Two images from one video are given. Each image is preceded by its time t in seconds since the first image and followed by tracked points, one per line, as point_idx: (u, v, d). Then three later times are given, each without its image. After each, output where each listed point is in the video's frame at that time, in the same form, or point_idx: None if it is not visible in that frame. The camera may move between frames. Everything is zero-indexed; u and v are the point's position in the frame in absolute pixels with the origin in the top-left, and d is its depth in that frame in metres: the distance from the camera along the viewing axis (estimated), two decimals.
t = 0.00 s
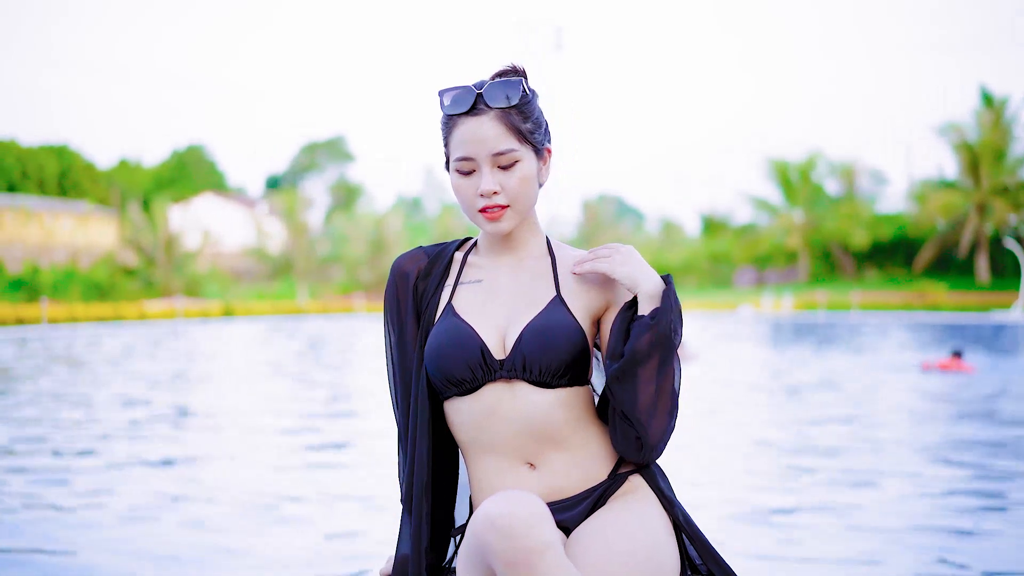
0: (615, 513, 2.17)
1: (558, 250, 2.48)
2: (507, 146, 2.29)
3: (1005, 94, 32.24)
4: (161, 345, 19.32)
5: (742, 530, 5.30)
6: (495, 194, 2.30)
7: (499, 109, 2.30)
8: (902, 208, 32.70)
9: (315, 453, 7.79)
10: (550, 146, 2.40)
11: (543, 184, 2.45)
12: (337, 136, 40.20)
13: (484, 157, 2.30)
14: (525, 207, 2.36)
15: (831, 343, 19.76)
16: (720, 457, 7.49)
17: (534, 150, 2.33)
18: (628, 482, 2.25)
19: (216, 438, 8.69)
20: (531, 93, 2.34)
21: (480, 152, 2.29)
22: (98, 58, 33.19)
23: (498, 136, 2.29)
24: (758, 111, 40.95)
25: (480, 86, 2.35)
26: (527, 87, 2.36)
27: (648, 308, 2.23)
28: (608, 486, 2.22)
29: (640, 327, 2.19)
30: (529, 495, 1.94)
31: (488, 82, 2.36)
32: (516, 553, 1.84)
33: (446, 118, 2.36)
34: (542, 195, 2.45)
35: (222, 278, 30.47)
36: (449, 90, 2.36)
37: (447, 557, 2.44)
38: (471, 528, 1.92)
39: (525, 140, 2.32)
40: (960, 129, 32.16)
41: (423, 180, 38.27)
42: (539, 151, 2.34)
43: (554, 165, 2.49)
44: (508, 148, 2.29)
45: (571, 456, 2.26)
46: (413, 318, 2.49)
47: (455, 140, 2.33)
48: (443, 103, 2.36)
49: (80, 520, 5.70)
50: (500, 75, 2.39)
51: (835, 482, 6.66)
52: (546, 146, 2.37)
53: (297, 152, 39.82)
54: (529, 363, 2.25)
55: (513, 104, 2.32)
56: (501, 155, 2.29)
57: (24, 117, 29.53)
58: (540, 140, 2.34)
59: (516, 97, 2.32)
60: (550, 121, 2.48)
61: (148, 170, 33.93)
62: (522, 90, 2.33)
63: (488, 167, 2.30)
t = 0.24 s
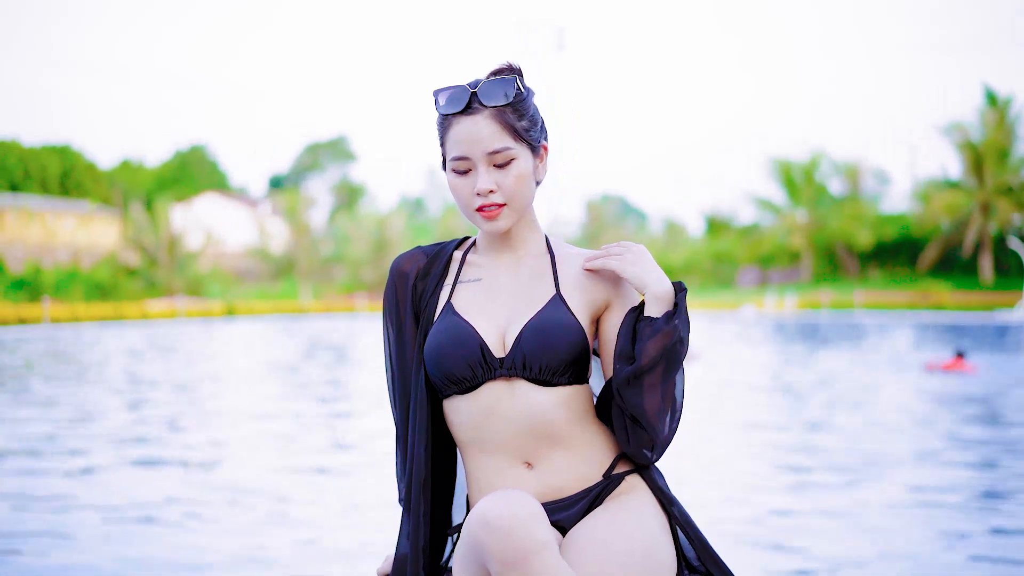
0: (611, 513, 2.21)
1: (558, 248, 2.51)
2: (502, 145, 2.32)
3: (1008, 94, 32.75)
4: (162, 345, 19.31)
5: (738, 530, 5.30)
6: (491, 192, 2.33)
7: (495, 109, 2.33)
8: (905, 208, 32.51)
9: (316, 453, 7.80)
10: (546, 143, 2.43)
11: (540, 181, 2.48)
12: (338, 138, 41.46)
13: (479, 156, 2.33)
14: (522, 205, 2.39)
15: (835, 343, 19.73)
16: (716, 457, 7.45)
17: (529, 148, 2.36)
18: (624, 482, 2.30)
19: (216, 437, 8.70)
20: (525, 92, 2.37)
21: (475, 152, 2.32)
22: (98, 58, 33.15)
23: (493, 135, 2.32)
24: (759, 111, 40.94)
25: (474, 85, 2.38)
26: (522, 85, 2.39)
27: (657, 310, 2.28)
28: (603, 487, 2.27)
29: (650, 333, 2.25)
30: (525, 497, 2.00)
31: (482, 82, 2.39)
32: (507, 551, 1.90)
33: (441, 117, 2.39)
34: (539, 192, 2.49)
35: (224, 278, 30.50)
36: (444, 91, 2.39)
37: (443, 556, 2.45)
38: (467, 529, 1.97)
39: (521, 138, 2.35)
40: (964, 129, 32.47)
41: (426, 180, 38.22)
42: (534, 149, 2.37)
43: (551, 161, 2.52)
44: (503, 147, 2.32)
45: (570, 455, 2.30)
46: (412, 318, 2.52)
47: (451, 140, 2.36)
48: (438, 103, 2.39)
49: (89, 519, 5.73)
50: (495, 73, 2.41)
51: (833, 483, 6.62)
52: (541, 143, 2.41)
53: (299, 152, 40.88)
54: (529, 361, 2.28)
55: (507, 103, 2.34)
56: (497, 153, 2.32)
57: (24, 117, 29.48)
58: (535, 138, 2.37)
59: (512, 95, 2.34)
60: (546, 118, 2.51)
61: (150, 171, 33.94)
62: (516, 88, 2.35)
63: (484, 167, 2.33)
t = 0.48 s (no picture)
0: (607, 513, 2.21)
1: (559, 247, 2.51)
2: (498, 144, 2.32)
3: (1011, 94, 32.02)
4: (163, 345, 19.32)
5: (739, 531, 5.28)
6: (490, 192, 2.33)
7: (491, 107, 2.33)
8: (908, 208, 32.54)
9: (317, 454, 7.79)
10: (544, 141, 2.43)
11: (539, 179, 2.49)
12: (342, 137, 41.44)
13: (476, 157, 2.33)
14: (520, 203, 2.39)
15: (837, 343, 19.73)
16: (712, 458, 7.42)
17: (526, 146, 2.36)
18: (624, 481, 2.30)
19: (219, 437, 8.69)
20: (521, 90, 2.37)
21: (472, 152, 2.33)
22: (97, 58, 32.97)
23: (490, 134, 2.33)
24: (757, 112, 41.01)
25: (471, 86, 2.38)
26: (518, 84, 2.39)
27: (664, 313, 2.30)
28: (602, 486, 2.27)
29: (657, 334, 2.26)
30: (519, 496, 2.00)
31: (478, 82, 2.39)
32: (502, 550, 1.91)
33: (439, 118, 2.40)
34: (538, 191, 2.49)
35: (228, 279, 30.52)
36: (442, 91, 2.39)
37: (443, 554, 2.46)
38: (461, 528, 1.99)
39: (519, 137, 2.35)
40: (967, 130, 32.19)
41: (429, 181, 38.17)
42: (531, 147, 2.37)
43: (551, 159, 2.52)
44: (500, 146, 2.32)
45: (569, 456, 2.31)
46: (413, 318, 2.53)
47: (448, 141, 2.36)
48: (436, 102, 2.39)
49: (79, 519, 5.71)
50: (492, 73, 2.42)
51: (825, 483, 6.62)
52: (538, 142, 2.41)
53: (303, 154, 40.96)
54: (530, 359, 2.29)
55: (504, 101, 2.35)
56: (493, 153, 2.33)
57: (24, 117, 29.06)
58: (532, 137, 2.37)
59: (508, 94, 2.35)
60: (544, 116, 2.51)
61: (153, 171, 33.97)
62: (512, 87, 2.36)
63: (481, 166, 2.33)
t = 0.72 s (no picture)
0: (606, 512, 2.22)
1: (561, 247, 2.52)
2: (498, 142, 2.33)
3: (1014, 94, 31.68)
4: (165, 346, 19.32)
5: (741, 531, 5.27)
6: (491, 190, 2.34)
7: (491, 106, 2.33)
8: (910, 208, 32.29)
9: (321, 453, 7.81)
10: (545, 139, 2.44)
11: (540, 177, 2.49)
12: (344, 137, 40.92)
13: (477, 155, 2.34)
14: (522, 201, 2.40)
15: (840, 343, 19.70)
16: (709, 458, 7.40)
17: (527, 145, 2.36)
18: (623, 482, 2.31)
19: (223, 437, 8.71)
20: (521, 88, 2.37)
21: (473, 150, 2.33)
22: (97, 58, 32.92)
23: (490, 132, 2.33)
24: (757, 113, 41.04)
25: (470, 84, 2.38)
26: (518, 82, 2.40)
27: (671, 314, 2.30)
28: (602, 487, 2.28)
29: (662, 334, 2.27)
30: (516, 495, 2.01)
31: (478, 81, 2.39)
32: (500, 550, 1.91)
33: (439, 117, 2.40)
34: (541, 188, 2.50)
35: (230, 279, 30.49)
36: (442, 90, 2.39)
37: (445, 553, 2.47)
38: (460, 527, 1.99)
39: (519, 135, 2.35)
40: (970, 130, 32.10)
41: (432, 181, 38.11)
42: (533, 145, 2.37)
43: (552, 158, 2.52)
44: (500, 145, 2.33)
45: (571, 455, 2.32)
46: (416, 317, 2.54)
47: (449, 139, 2.36)
48: (436, 102, 2.40)
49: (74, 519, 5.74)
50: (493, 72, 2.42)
51: (822, 483, 6.62)
52: (539, 140, 2.41)
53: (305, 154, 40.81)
54: (534, 358, 2.29)
55: (504, 99, 2.35)
56: (493, 151, 2.33)
57: (24, 117, 29.11)
58: (533, 135, 2.37)
59: (508, 92, 2.35)
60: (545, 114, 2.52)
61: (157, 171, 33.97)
62: (512, 85, 2.36)
63: (482, 165, 2.34)
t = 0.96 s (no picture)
0: (607, 512, 2.22)
1: (567, 244, 2.53)
2: (502, 140, 2.33)
3: (1016, 94, 31.87)
4: (168, 346, 19.34)
5: (743, 531, 5.28)
6: (494, 187, 2.35)
7: (494, 104, 2.34)
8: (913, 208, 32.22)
9: (325, 453, 7.83)
10: (549, 136, 2.44)
11: (544, 175, 2.50)
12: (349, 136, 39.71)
13: (480, 153, 2.35)
14: (525, 199, 2.41)
15: (843, 343, 19.69)
16: (710, 458, 7.40)
17: (531, 142, 2.37)
18: (625, 482, 2.32)
19: (229, 436, 8.74)
20: (524, 85, 2.38)
21: (476, 148, 2.34)
22: (97, 58, 32.95)
23: (493, 130, 2.33)
24: (758, 113, 41.03)
25: (473, 83, 2.39)
26: (521, 79, 2.41)
27: (680, 318, 2.29)
28: (603, 487, 2.28)
29: (670, 336, 2.27)
30: (515, 493, 2.01)
31: (480, 79, 2.40)
32: (501, 549, 1.91)
33: (442, 115, 2.41)
34: (545, 186, 2.51)
35: (233, 279, 30.49)
36: (445, 88, 2.40)
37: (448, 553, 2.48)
38: (458, 525, 1.99)
39: (523, 132, 2.36)
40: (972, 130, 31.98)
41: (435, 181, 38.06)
42: (537, 142, 2.38)
43: (556, 155, 2.53)
44: (502, 143, 2.33)
45: (574, 455, 2.32)
46: (422, 316, 2.56)
47: (452, 137, 2.37)
48: (439, 101, 2.41)
49: (78, 515, 5.81)
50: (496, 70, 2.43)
51: (822, 482, 6.63)
52: (543, 137, 2.42)
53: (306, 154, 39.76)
54: (540, 358, 2.30)
55: (507, 97, 2.35)
56: (496, 149, 2.34)
57: (24, 117, 29.39)
58: (536, 132, 2.38)
59: (511, 90, 2.36)
60: (548, 111, 2.53)
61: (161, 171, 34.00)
62: (515, 83, 2.37)
63: (485, 162, 2.35)
